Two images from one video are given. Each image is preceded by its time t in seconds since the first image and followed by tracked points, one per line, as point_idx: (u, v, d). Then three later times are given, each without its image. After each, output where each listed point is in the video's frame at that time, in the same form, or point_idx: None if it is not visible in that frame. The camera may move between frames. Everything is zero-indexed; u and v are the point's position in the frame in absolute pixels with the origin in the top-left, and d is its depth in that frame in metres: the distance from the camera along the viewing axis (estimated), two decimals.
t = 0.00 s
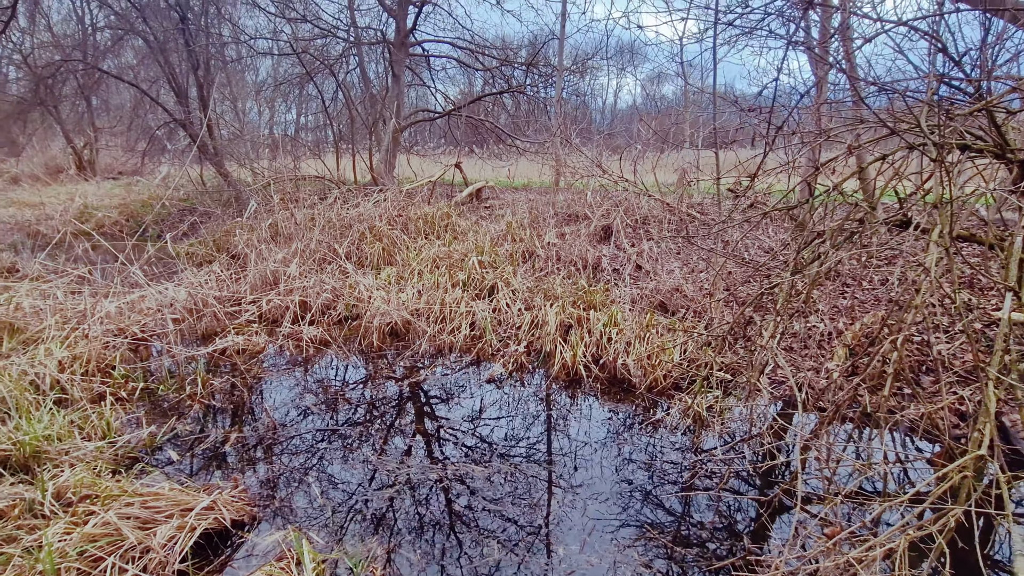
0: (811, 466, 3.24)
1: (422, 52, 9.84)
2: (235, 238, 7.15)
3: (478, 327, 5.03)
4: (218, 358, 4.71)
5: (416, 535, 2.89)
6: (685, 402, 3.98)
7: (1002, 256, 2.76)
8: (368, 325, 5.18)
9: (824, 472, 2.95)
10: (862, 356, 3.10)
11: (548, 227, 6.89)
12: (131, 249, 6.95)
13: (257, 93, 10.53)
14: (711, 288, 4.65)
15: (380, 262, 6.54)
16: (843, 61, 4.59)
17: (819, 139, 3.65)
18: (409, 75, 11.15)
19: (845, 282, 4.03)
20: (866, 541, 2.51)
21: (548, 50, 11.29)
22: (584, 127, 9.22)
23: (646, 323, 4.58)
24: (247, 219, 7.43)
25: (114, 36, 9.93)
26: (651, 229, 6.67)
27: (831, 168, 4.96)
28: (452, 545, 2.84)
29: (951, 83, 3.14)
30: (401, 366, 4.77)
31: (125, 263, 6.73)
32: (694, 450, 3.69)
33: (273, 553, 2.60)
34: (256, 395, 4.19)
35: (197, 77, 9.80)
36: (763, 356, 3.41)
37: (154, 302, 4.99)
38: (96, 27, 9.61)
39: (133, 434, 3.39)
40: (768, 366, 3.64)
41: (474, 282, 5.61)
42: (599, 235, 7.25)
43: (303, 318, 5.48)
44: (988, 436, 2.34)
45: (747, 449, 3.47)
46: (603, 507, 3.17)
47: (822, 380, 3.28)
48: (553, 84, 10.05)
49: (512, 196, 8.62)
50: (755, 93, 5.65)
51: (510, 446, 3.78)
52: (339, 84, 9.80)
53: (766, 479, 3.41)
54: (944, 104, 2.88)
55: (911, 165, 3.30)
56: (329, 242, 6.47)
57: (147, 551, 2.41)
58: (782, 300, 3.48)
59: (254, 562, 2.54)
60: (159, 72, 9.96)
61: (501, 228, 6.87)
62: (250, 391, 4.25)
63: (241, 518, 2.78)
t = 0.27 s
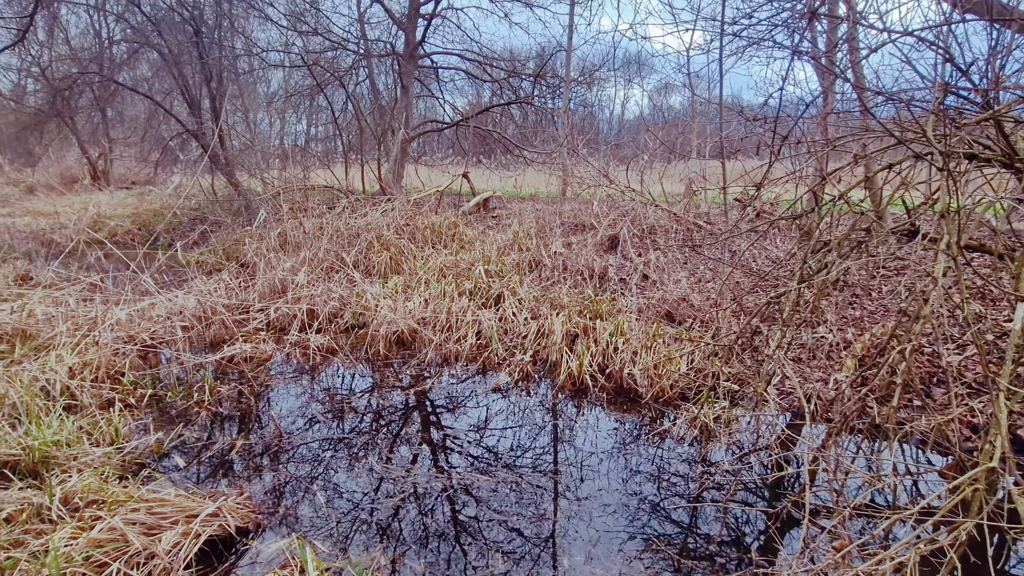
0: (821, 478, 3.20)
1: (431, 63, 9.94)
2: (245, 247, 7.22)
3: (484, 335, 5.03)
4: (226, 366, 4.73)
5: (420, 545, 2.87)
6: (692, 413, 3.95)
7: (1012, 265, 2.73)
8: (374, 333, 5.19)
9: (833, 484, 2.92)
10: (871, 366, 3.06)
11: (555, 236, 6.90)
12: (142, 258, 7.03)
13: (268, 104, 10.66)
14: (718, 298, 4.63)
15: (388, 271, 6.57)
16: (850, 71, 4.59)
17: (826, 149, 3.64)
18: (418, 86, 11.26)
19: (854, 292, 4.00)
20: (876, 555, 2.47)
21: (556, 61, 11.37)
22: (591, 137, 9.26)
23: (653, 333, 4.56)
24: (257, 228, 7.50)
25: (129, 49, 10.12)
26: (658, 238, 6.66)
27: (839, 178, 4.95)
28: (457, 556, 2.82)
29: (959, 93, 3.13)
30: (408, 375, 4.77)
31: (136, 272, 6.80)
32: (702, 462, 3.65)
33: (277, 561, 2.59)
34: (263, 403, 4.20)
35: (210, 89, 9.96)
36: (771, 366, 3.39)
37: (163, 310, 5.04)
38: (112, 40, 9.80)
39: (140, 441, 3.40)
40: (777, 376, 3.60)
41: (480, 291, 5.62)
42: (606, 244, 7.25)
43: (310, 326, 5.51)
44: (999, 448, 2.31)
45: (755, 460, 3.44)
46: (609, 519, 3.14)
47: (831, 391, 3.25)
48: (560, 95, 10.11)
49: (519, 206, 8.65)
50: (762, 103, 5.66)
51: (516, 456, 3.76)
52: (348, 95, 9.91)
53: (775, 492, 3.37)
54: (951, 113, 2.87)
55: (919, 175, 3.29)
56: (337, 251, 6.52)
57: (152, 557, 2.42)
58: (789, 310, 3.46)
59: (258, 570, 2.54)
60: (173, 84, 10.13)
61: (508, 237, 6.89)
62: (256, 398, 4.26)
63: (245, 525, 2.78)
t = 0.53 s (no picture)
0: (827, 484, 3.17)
1: (438, 69, 10.01)
2: (252, 251, 7.27)
3: (489, 339, 5.03)
4: (233, 368, 4.75)
5: (425, 549, 2.86)
6: (698, 417, 3.93)
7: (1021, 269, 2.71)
8: (380, 336, 5.20)
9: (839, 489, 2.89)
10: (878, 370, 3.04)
11: (561, 241, 6.91)
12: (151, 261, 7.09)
13: (276, 109, 10.75)
14: (724, 302, 4.61)
15: (393, 275, 6.60)
16: (857, 75, 4.58)
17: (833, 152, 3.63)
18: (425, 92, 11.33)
19: (861, 297, 3.98)
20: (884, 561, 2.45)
21: (562, 67, 11.41)
22: (597, 143, 9.28)
23: (658, 337, 4.55)
24: (265, 232, 7.56)
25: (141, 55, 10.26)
26: (664, 243, 6.66)
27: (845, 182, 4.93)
28: (462, 561, 2.81)
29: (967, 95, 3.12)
30: (413, 378, 4.77)
31: (145, 275, 6.86)
32: (708, 467, 3.63)
33: (282, 562, 2.60)
34: (268, 404, 4.21)
35: (219, 95, 10.07)
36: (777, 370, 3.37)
37: (172, 312, 5.08)
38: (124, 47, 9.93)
39: (147, 442, 3.42)
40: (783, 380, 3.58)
41: (486, 295, 5.64)
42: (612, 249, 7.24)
43: (316, 330, 5.53)
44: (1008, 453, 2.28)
45: (761, 464, 3.42)
46: (614, 524, 3.12)
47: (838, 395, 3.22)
48: (566, 100, 10.14)
49: (525, 211, 8.67)
50: (768, 108, 5.65)
51: (521, 461, 3.74)
52: (356, 101, 9.98)
53: (782, 498, 3.35)
54: (958, 116, 2.87)
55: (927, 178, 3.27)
56: (343, 255, 6.56)
57: (158, 556, 2.43)
58: (796, 314, 3.44)
59: (263, 571, 2.55)
60: (183, 91, 10.24)
61: (514, 242, 6.91)
62: (262, 400, 4.28)
63: (250, 526, 2.79)
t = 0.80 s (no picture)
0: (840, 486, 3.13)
1: (444, 72, 10.03)
2: (260, 252, 7.31)
3: (497, 340, 5.02)
4: (241, 369, 4.75)
5: (431, 552, 2.86)
6: (707, 420, 3.90)
7: None
8: (387, 337, 5.20)
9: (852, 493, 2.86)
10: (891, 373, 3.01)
11: (568, 243, 6.90)
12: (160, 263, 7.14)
13: (284, 111, 10.81)
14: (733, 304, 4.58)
15: (400, 277, 6.61)
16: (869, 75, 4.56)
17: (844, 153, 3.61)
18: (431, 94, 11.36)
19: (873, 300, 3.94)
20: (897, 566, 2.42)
21: (568, 69, 11.41)
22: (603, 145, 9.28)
23: (666, 339, 4.52)
24: (272, 233, 7.60)
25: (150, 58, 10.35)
26: (672, 245, 6.63)
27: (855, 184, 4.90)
28: (468, 564, 2.80)
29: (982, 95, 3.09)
30: (420, 379, 4.76)
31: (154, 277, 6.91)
32: (716, 471, 3.60)
33: (290, 562, 2.60)
34: (276, 405, 4.21)
35: (227, 98, 10.13)
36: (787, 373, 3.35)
37: (180, 313, 5.11)
38: (134, 50, 10.01)
39: (157, 441, 3.43)
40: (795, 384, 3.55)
41: (493, 297, 5.63)
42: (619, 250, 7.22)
43: (324, 331, 5.54)
44: None
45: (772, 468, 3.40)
46: (622, 528, 3.10)
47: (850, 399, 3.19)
48: (572, 102, 10.15)
49: (531, 214, 8.66)
50: (777, 109, 5.63)
51: (527, 463, 3.73)
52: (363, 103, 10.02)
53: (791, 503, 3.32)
54: (972, 116, 2.84)
55: (940, 180, 3.25)
56: (351, 256, 6.58)
57: (168, 555, 2.44)
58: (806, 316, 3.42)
59: (272, 571, 2.55)
60: (192, 93, 10.31)
61: (521, 244, 6.91)
62: (270, 400, 4.28)
63: (259, 525, 2.80)
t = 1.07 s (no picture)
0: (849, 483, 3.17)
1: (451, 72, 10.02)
2: (268, 252, 7.30)
3: (506, 342, 4.99)
4: (250, 370, 4.73)
5: (436, 553, 2.84)
6: (722, 424, 3.85)
7: None
8: (396, 339, 5.18)
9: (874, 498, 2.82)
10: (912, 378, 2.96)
11: (576, 244, 6.86)
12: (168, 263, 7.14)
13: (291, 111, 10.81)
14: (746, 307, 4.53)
15: (408, 277, 6.58)
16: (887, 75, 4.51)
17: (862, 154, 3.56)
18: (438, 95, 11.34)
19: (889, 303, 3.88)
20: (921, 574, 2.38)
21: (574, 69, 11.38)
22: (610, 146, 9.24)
23: (679, 341, 4.48)
24: (280, 234, 7.59)
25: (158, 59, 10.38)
26: (681, 246, 6.58)
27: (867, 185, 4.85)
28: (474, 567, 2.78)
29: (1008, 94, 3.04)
30: (430, 381, 4.72)
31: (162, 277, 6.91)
32: (726, 475, 3.57)
33: (304, 568, 2.57)
34: (285, 407, 4.18)
35: (235, 98, 10.14)
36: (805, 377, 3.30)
37: (189, 314, 5.10)
38: (142, 50, 10.04)
39: (167, 443, 3.41)
40: (813, 388, 3.50)
41: (501, 298, 5.61)
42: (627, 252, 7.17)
43: (332, 332, 5.51)
44: None
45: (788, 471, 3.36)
46: (630, 531, 3.08)
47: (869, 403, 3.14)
48: (579, 103, 10.13)
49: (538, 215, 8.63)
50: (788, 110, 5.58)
51: (533, 465, 3.70)
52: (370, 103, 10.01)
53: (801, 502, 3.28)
54: (996, 117, 2.79)
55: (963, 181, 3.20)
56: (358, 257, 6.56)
57: (182, 559, 2.41)
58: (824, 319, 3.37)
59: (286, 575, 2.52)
60: (200, 94, 10.33)
61: (529, 245, 6.88)
62: (280, 402, 4.25)
63: (273, 530, 2.77)
